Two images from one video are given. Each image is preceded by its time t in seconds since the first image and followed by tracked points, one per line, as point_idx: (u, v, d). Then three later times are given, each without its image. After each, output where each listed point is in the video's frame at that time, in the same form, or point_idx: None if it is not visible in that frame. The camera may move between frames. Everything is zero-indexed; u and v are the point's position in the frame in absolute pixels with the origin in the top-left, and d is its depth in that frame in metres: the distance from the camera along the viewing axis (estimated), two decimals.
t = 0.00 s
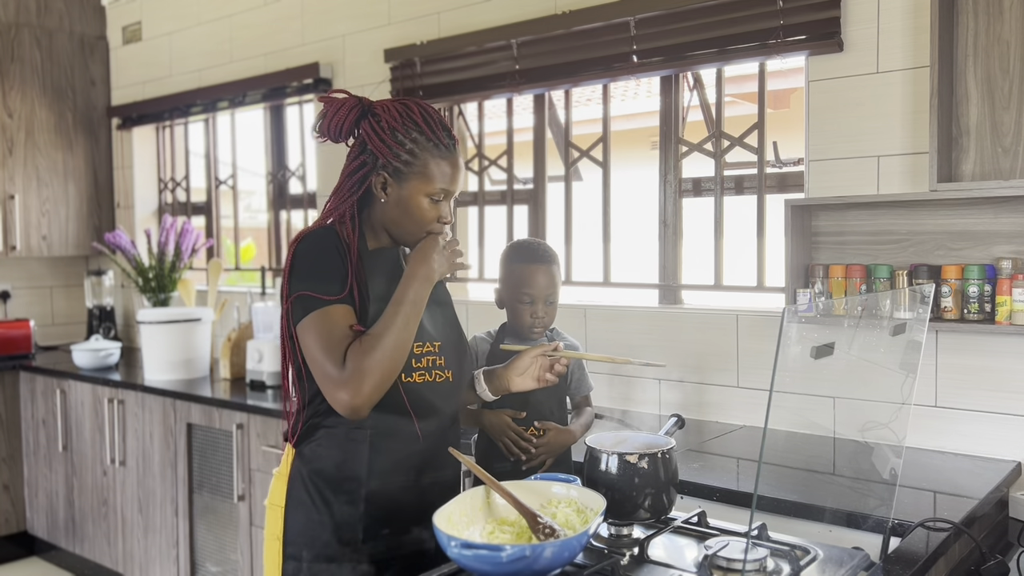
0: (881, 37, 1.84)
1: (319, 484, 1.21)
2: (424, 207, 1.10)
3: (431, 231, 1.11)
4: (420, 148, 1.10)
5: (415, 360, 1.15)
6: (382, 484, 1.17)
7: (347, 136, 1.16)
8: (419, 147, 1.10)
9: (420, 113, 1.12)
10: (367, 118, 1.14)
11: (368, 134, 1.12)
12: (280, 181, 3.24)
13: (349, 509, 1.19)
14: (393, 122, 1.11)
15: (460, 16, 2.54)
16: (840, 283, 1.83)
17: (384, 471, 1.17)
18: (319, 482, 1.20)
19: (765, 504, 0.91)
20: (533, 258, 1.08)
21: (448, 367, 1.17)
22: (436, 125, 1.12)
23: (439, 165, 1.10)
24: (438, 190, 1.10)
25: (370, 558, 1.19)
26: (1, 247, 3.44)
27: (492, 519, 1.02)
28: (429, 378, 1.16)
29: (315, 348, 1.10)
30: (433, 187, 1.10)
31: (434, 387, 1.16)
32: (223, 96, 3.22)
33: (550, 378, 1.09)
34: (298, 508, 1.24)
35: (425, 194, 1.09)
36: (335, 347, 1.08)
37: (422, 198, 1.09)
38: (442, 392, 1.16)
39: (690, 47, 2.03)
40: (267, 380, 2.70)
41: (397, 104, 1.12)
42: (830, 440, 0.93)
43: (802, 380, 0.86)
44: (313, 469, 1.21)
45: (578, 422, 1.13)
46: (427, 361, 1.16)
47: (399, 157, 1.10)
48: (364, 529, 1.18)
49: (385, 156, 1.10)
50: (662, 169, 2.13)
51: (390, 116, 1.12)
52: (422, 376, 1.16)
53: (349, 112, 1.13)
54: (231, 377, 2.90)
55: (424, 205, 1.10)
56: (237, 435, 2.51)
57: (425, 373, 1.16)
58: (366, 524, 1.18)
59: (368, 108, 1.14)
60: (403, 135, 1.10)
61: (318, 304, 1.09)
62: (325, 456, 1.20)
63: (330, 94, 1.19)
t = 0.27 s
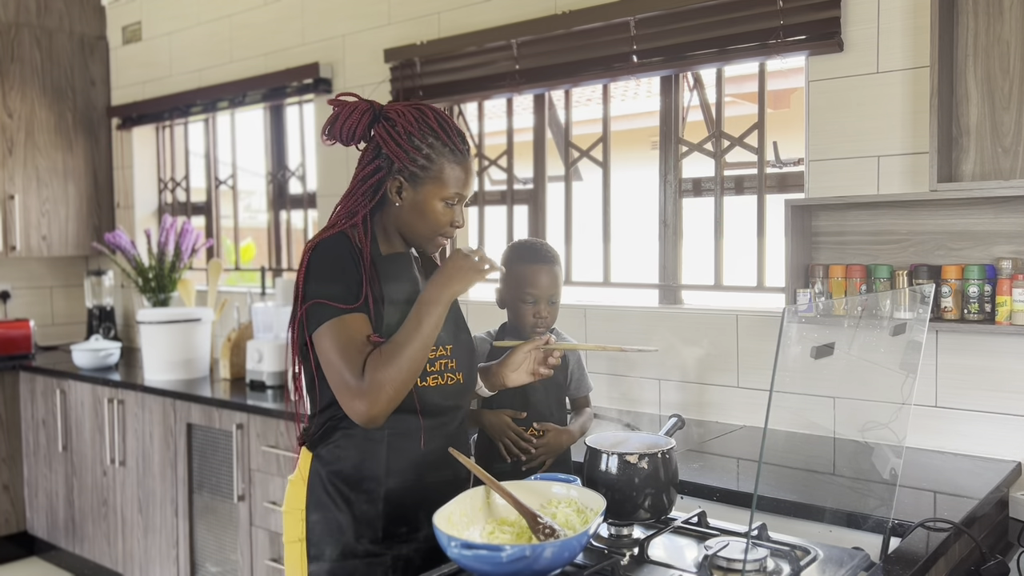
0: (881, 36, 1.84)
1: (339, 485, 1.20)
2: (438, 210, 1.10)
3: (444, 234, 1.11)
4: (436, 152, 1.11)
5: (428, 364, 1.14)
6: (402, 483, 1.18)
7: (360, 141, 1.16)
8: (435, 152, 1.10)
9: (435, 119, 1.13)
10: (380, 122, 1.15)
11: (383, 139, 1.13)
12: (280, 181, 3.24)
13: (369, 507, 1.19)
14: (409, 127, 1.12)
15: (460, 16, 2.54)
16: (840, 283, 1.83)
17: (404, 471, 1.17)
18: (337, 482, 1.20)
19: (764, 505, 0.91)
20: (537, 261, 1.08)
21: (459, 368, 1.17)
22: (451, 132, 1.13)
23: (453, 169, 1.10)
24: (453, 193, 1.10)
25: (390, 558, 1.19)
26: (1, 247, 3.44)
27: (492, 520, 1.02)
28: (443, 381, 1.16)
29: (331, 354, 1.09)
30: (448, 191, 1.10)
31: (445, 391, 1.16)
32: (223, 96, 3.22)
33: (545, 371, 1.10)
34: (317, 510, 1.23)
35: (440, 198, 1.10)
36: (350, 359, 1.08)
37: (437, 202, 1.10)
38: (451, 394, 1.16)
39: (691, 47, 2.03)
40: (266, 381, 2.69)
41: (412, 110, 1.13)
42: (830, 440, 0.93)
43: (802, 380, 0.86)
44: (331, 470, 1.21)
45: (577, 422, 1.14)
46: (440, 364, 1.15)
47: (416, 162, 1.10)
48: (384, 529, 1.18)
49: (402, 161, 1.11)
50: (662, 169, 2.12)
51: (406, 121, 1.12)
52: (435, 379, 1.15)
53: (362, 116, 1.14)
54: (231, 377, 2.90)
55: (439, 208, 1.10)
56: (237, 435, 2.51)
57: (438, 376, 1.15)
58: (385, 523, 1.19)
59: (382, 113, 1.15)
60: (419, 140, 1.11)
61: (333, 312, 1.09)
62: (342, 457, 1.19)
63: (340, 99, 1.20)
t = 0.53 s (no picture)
0: (881, 36, 1.84)
1: (351, 482, 1.18)
2: (446, 202, 1.09)
3: (453, 226, 1.11)
4: (440, 145, 1.10)
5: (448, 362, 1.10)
6: (416, 480, 1.17)
7: (362, 139, 1.16)
8: (440, 144, 1.10)
9: (439, 112, 1.12)
10: (382, 120, 1.15)
11: (386, 134, 1.13)
12: (280, 181, 3.24)
13: (383, 504, 1.17)
14: (411, 120, 1.11)
15: (459, 16, 2.54)
16: (840, 283, 1.83)
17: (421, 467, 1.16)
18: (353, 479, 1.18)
19: (765, 504, 0.91)
20: (533, 259, 1.15)
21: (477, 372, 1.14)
22: (455, 124, 1.12)
23: (458, 160, 1.10)
24: (460, 183, 1.10)
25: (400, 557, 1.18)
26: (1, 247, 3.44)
27: (492, 520, 1.02)
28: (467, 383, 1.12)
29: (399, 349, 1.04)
30: (454, 182, 1.10)
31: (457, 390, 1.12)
32: (223, 96, 3.21)
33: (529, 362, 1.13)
34: (327, 510, 1.21)
35: (449, 189, 1.09)
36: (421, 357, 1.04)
37: (444, 193, 1.09)
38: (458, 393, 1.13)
39: (690, 47, 2.03)
40: (266, 381, 2.69)
41: (413, 104, 1.13)
42: (830, 440, 0.93)
43: (803, 380, 0.86)
44: (347, 468, 1.18)
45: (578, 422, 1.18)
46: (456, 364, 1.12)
47: (421, 155, 1.10)
48: (397, 527, 1.17)
49: (406, 154, 1.10)
50: (662, 169, 2.16)
51: (408, 116, 1.12)
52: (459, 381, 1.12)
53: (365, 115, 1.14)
54: (231, 377, 2.90)
55: (446, 199, 1.09)
56: (237, 435, 2.51)
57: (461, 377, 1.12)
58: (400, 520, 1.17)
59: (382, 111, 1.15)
60: (423, 132, 1.11)
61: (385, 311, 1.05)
62: (361, 453, 1.17)
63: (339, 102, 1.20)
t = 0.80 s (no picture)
0: (881, 37, 1.84)
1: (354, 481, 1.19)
2: (453, 209, 1.11)
3: (459, 233, 1.12)
4: (450, 151, 1.11)
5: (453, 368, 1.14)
6: (417, 480, 1.18)
7: (374, 140, 1.17)
8: (449, 150, 1.11)
9: (451, 117, 1.13)
10: (395, 122, 1.15)
11: (398, 137, 1.13)
12: (280, 181, 3.24)
13: (386, 504, 1.18)
14: (423, 125, 1.12)
15: (459, 16, 2.54)
16: (840, 283, 1.83)
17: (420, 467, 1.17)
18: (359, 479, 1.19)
19: (764, 505, 0.91)
20: (533, 255, 1.12)
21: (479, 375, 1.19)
22: (467, 129, 1.13)
23: (467, 167, 1.11)
24: (468, 191, 1.11)
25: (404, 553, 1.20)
26: (1, 247, 3.44)
27: (492, 520, 1.02)
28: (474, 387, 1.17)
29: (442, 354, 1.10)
30: (462, 189, 1.11)
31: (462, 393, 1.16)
32: (223, 96, 3.21)
33: (527, 353, 1.11)
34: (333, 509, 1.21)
35: (457, 197, 1.11)
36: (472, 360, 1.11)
37: (452, 201, 1.11)
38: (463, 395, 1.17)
39: (690, 47, 2.03)
40: (266, 381, 2.70)
41: (427, 108, 1.14)
42: (831, 440, 0.93)
43: (802, 380, 0.86)
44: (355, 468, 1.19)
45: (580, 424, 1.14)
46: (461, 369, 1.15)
47: (431, 160, 1.11)
48: (399, 525, 1.18)
49: (416, 159, 1.12)
50: (662, 169, 2.13)
51: (421, 119, 1.13)
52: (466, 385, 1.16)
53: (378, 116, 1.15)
54: (231, 377, 2.90)
55: (454, 207, 1.11)
56: (237, 435, 2.51)
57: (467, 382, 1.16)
58: (401, 519, 1.18)
59: (396, 112, 1.15)
60: (434, 138, 1.11)
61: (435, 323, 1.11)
62: (367, 454, 1.18)
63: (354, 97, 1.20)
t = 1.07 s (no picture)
0: (881, 37, 1.84)
1: (354, 483, 1.19)
2: (451, 212, 1.11)
3: (456, 236, 1.12)
4: (451, 153, 1.11)
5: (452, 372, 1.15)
6: (415, 482, 1.18)
7: (376, 139, 1.17)
8: (450, 153, 1.11)
9: (453, 121, 1.13)
10: (397, 122, 1.15)
11: (399, 138, 1.13)
12: (280, 181, 3.24)
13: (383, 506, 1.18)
14: (425, 127, 1.12)
15: (459, 16, 2.54)
16: (840, 283, 1.83)
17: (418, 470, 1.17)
18: (355, 481, 1.19)
19: (764, 505, 0.91)
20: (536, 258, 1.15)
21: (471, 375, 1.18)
22: (468, 133, 1.13)
23: (467, 170, 1.11)
24: (467, 195, 1.11)
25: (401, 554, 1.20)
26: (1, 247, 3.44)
27: (493, 520, 1.02)
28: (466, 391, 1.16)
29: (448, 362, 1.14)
30: (461, 192, 1.11)
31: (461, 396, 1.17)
32: (223, 96, 3.21)
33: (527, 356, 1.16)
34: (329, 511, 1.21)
35: (456, 199, 1.11)
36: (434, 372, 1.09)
37: (450, 203, 1.11)
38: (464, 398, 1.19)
39: (690, 47, 2.03)
40: (266, 381, 2.70)
41: (429, 110, 1.14)
42: (831, 440, 0.93)
43: (803, 379, 0.86)
44: (351, 471, 1.18)
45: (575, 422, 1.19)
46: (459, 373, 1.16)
47: (431, 162, 1.11)
48: (397, 526, 1.19)
49: (416, 160, 1.12)
50: (662, 169, 2.10)
51: (423, 121, 1.13)
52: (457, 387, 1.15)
53: (381, 115, 1.14)
54: (231, 377, 2.90)
55: (452, 209, 1.11)
56: (237, 435, 2.51)
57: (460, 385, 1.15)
58: (397, 521, 1.19)
59: (399, 112, 1.15)
60: (435, 140, 1.11)
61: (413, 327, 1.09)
62: (363, 457, 1.18)
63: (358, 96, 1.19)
